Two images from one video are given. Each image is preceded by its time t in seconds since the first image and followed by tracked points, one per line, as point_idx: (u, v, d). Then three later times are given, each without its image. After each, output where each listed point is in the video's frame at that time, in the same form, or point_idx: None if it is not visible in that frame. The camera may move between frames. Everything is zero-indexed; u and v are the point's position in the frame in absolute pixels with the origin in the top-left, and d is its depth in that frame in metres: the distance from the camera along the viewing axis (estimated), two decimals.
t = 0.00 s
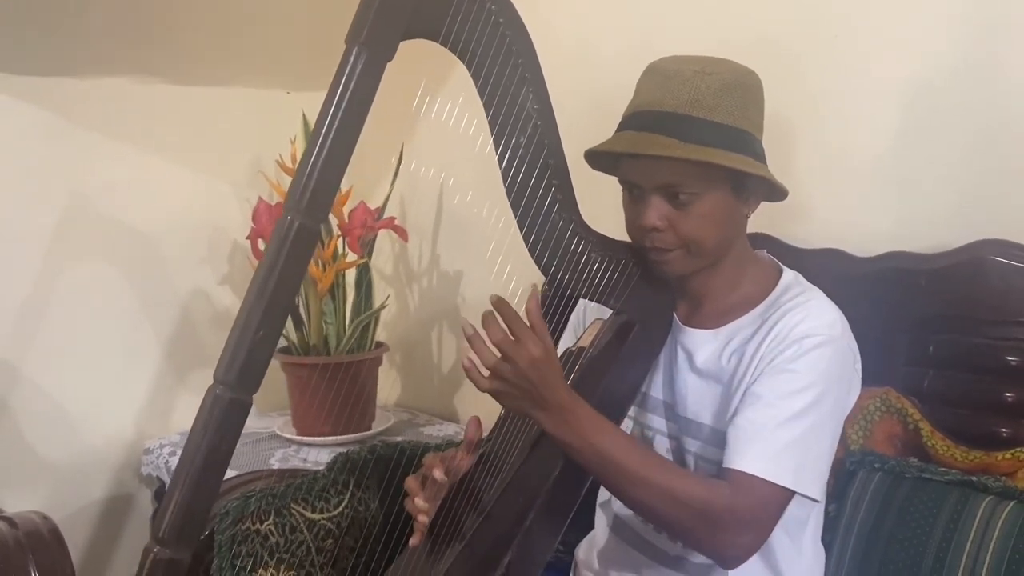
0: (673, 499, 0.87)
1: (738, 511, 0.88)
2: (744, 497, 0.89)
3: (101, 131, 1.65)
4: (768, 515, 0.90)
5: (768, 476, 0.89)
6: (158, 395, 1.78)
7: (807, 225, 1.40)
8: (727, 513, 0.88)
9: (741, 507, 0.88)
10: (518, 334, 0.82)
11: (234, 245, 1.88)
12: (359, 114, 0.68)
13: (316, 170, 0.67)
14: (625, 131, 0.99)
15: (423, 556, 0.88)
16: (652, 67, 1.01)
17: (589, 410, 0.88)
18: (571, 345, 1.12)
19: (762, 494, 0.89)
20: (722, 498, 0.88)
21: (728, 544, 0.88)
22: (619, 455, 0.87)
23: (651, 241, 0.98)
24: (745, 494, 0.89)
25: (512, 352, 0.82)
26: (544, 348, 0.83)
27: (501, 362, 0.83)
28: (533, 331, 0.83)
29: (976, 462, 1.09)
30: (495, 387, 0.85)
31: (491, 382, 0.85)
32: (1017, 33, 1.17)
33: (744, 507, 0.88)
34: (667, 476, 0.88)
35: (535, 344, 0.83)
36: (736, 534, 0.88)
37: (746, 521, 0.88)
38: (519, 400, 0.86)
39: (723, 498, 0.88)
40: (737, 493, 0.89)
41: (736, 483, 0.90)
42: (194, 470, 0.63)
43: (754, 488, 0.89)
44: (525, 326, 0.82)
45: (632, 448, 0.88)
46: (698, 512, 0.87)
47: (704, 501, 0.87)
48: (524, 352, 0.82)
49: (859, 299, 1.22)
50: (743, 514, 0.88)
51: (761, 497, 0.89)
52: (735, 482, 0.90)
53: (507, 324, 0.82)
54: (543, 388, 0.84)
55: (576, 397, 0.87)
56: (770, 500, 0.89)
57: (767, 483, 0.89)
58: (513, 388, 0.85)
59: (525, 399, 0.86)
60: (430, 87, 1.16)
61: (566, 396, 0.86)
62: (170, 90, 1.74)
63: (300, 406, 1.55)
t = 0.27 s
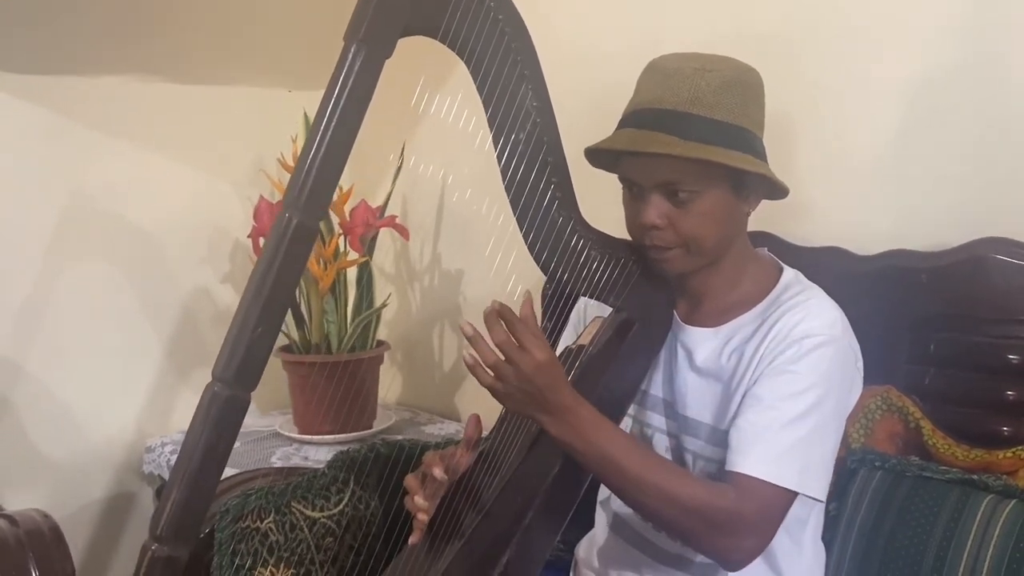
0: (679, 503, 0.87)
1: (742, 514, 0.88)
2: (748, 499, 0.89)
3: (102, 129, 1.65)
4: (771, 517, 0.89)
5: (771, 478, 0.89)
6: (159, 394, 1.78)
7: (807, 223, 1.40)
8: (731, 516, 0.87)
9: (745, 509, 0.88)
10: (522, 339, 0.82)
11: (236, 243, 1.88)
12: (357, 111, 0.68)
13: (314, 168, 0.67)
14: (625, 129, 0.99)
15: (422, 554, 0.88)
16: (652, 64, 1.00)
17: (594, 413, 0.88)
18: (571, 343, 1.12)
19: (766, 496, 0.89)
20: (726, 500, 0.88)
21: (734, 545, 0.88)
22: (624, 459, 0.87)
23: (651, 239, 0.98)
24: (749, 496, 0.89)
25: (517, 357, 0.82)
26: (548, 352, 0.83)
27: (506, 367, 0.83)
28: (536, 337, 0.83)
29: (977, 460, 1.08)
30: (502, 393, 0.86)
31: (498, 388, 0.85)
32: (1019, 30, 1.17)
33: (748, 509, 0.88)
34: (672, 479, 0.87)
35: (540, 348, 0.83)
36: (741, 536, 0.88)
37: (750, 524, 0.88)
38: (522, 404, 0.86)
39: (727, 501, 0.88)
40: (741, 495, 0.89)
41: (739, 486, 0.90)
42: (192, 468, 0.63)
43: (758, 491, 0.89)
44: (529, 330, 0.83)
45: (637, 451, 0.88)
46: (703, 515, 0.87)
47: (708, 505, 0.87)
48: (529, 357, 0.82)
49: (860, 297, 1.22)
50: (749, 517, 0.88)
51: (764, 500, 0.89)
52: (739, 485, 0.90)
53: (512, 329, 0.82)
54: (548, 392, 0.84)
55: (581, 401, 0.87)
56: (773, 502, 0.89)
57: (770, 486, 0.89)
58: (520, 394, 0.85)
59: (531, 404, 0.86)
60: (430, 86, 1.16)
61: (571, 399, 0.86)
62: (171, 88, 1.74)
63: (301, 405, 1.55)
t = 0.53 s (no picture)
0: (675, 517, 0.87)
1: (739, 519, 0.88)
2: (745, 504, 0.89)
3: (103, 129, 1.65)
4: (769, 523, 0.90)
5: (769, 482, 0.89)
6: (160, 393, 1.78)
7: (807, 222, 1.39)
8: (728, 523, 0.87)
9: (742, 515, 0.88)
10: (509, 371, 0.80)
11: (237, 243, 1.88)
12: (353, 109, 0.68)
13: (309, 167, 0.66)
14: (623, 128, 0.99)
15: (419, 549, 0.89)
16: (651, 63, 1.00)
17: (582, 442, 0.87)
18: (569, 342, 1.12)
19: (765, 501, 0.89)
20: (722, 506, 0.88)
21: (731, 553, 0.88)
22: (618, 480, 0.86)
23: (649, 239, 0.97)
24: (746, 501, 0.89)
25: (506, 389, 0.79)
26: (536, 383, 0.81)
27: (493, 401, 0.80)
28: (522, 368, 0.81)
29: (977, 460, 1.08)
30: (489, 428, 0.83)
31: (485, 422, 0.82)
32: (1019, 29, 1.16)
33: (745, 514, 0.88)
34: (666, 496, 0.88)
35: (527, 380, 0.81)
36: (738, 542, 0.88)
37: (746, 529, 0.88)
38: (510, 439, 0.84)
39: (724, 508, 0.88)
40: (737, 500, 0.89)
41: (737, 490, 0.90)
42: (186, 467, 0.63)
43: (756, 495, 0.89)
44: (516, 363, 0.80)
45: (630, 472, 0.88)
46: (698, 522, 0.87)
47: (704, 513, 0.87)
48: (518, 390, 0.80)
49: (859, 297, 1.22)
50: (746, 522, 0.88)
51: (761, 504, 0.89)
52: (736, 489, 0.90)
53: (498, 362, 0.79)
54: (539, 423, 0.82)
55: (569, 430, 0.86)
56: (770, 506, 0.89)
57: (769, 490, 0.89)
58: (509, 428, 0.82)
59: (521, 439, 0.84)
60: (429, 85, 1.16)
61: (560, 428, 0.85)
62: (172, 88, 1.74)
63: (302, 405, 1.55)
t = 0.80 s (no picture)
0: (657, 495, 0.86)
1: (721, 502, 0.87)
2: (730, 488, 0.88)
3: (105, 128, 1.65)
4: (754, 509, 0.89)
5: (756, 467, 0.89)
6: (162, 391, 1.78)
7: (808, 222, 1.39)
8: (710, 507, 0.87)
9: (726, 499, 0.87)
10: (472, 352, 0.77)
11: (238, 243, 1.86)
12: (351, 108, 0.68)
13: (307, 166, 0.66)
14: (623, 128, 0.99)
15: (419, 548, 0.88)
16: (650, 62, 1.00)
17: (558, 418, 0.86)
18: (569, 340, 1.12)
19: (751, 487, 0.89)
20: (706, 490, 0.87)
21: (711, 538, 0.87)
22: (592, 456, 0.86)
23: (649, 238, 0.97)
24: (732, 485, 0.88)
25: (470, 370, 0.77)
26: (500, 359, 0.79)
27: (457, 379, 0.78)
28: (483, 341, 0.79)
29: (978, 460, 1.07)
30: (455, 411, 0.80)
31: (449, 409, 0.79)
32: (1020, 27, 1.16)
33: (729, 498, 0.88)
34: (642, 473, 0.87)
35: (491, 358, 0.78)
36: (720, 527, 0.87)
37: (729, 514, 0.87)
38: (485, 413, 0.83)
39: (708, 492, 0.87)
40: (723, 484, 0.88)
41: (724, 474, 0.89)
42: (183, 464, 0.63)
43: (743, 480, 0.89)
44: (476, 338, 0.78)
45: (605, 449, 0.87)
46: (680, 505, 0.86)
47: (685, 496, 0.87)
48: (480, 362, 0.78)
49: (861, 296, 1.21)
50: (729, 507, 0.87)
51: (747, 489, 0.88)
52: (723, 474, 0.89)
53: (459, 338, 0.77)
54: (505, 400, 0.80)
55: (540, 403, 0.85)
56: (756, 492, 0.89)
57: (756, 475, 0.89)
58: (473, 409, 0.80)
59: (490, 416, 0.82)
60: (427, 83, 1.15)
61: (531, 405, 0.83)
62: (173, 87, 1.74)
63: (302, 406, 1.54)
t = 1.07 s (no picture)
0: (654, 456, 0.87)
1: (710, 474, 0.87)
2: (723, 462, 0.88)
3: (107, 127, 1.65)
4: (747, 486, 0.88)
5: (751, 447, 0.88)
6: (163, 391, 1.78)
7: (810, 222, 1.39)
8: (699, 479, 0.87)
9: (717, 474, 0.87)
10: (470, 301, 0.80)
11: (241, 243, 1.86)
12: (349, 106, 0.68)
13: (304, 164, 0.66)
14: (621, 127, 0.98)
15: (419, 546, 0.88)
16: (648, 61, 1.00)
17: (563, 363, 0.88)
18: (569, 340, 1.11)
19: (745, 464, 0.88)
20: (697, 463, 0.87)
21: (698, 511, 0.87)
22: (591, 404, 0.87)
23: (649, 239, 0.97)
24: (725, 461, 0.88)
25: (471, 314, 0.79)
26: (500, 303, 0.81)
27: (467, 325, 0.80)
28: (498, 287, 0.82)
29: (980, 461, 1.06)
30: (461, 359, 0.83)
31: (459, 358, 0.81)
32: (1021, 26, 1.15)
33: (720, 472, 0.87)
34: (638, 430, 0.87)
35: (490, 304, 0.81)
36: (708, 501, 0.87)
37: (720, 484, 0.87)
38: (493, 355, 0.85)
39: (700, 465, 0.87)
40: (716, 459, 0.88)
41: (720, 450, 0.89)
42: (180, 462, 0.63)
43: (737, 458, 0.88)
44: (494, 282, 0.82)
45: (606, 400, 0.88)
46: (670, 475, 0.87)
47: (676, 466, 0.87)
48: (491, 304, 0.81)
49: (862, 296, 1.21)
50: (719, 481, 0.87)
51: (739, 466, 0.88)
52: (718, 450, 0.89)
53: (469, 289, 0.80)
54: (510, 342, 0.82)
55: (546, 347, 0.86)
56: (749, 471, 0.88)
57: (751, 455, 0.88)
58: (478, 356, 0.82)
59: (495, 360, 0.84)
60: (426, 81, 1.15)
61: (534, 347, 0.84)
62: (175, 86, 1.74)
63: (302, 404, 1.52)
